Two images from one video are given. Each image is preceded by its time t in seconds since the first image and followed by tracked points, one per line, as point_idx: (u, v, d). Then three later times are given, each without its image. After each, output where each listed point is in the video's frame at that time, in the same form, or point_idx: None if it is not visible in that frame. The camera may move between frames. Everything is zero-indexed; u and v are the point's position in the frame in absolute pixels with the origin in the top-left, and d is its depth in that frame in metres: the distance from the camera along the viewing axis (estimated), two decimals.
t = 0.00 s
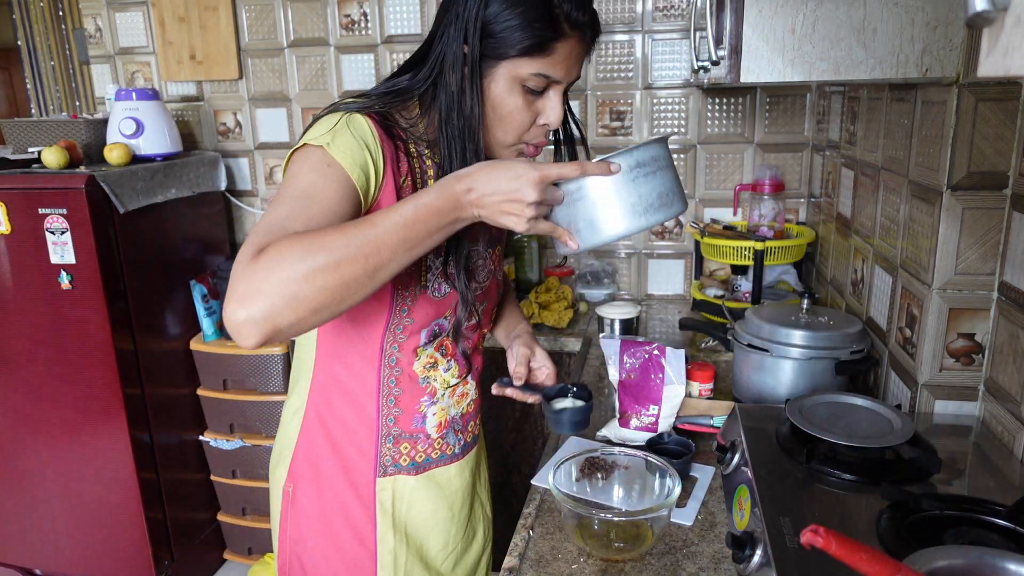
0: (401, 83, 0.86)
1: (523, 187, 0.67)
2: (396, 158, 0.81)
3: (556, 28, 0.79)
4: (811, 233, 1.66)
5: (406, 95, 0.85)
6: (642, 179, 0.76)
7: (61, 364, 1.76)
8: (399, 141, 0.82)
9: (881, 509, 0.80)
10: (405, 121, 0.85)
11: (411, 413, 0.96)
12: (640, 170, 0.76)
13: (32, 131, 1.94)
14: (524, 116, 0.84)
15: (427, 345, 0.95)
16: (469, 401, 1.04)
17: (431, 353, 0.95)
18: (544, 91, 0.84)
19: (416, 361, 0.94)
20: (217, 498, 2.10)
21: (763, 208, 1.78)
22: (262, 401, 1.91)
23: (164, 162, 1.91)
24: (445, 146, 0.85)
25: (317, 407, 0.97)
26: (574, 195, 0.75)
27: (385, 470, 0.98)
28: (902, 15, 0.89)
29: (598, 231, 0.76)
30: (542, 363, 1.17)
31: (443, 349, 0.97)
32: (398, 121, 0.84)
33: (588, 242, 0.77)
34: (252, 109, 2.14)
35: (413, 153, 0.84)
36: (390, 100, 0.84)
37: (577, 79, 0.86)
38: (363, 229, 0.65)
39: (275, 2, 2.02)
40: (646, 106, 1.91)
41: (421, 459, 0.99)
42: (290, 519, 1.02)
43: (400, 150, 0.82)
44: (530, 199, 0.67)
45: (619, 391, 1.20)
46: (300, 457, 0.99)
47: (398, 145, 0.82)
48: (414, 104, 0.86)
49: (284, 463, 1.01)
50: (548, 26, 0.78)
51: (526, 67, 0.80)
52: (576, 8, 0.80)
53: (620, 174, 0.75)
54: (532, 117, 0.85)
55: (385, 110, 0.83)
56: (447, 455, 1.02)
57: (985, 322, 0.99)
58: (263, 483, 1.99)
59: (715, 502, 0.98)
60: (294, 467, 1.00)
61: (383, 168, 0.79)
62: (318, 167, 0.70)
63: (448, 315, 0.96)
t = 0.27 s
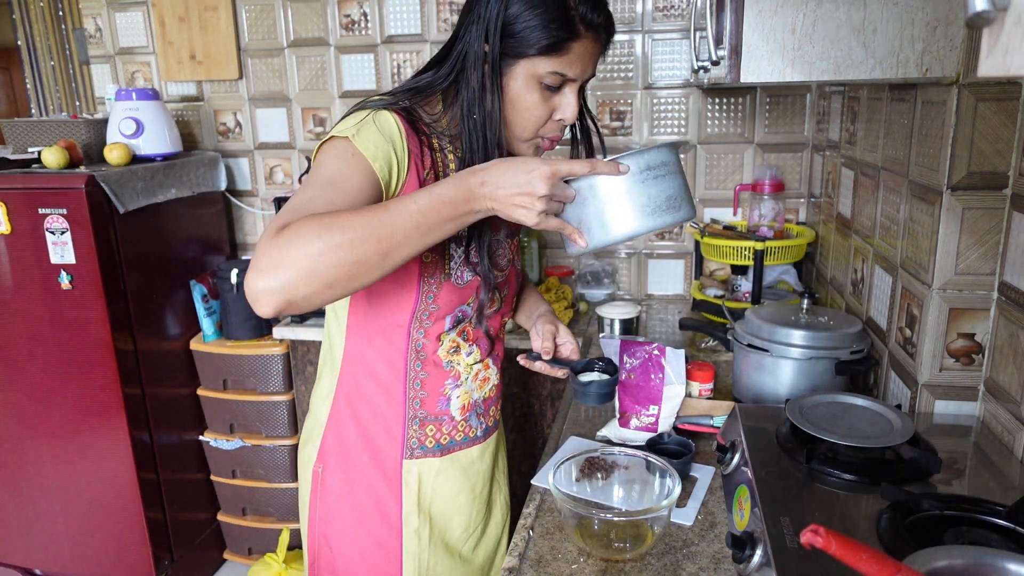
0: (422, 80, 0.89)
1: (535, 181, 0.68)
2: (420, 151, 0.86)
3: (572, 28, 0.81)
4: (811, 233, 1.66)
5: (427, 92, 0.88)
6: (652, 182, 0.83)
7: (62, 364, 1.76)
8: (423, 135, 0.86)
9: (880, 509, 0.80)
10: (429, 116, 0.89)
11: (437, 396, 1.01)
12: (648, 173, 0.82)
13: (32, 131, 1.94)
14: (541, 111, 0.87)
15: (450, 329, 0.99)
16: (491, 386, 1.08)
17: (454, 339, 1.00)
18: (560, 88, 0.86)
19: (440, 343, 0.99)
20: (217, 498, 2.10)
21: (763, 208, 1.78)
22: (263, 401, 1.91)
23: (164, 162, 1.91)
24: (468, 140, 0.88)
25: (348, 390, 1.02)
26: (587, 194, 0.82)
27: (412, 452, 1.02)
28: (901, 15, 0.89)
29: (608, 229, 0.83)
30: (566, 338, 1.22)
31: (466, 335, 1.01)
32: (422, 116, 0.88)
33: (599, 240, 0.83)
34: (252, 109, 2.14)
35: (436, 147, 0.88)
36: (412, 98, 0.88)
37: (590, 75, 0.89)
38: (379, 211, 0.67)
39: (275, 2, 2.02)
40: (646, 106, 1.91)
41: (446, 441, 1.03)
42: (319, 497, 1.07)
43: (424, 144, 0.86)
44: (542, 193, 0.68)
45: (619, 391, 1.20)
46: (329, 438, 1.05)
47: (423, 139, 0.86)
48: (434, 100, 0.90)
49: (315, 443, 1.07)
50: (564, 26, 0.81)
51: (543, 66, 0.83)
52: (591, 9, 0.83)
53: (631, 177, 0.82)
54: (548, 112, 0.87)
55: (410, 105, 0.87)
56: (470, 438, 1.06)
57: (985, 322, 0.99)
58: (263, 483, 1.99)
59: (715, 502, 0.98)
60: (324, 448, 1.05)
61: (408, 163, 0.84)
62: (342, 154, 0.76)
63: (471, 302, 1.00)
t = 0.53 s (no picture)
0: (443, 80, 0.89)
1: (523, 184, 0.68)
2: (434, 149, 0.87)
3: (594, 50, 0.82)
4: (811, 233, 1.66)
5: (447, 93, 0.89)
6: (632, 219, 0.77)
7: (61, 364, 1.76)
8: (441, 134, 0.88)
9: (880, 509, 0.80)
10: (449, 115, 0.90)
11: (442, 391, 1.01)
12: (630, 211, 0.76)
13: (32, 131, 1.94)
14: (555, 127, 0.87)
15: (461, 329, 1.00)
16: (498, 386, 1.08)
17: (463, 336, 1.00)
18: (576, 106, 0.86)
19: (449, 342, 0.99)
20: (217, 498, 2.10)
21: (763, 208, 1.78)
22: (263, 401, 1.91)
23: (164, 162, 1.91)
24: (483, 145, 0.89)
25: (354, 379, 1.00)
26: (561, 215, 0.75)
27: (414, 442, 1.02)
28: (901, 15, 0.89)
29: (573, 256, 0.76)
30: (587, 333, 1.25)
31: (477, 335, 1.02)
32: (442, 113, 0.89)
33: (562, 265, 0.77)
34: (252, 109, 2.14)
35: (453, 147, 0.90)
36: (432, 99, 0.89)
37: (609, 95, 0.89)
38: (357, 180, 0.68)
39: (275, 2, 2.02)
40: (646, 106, 1.91)
41: (449, 437, 1.04)
42: (323, 483, 1.06)
43: (440, 143, 0.88)
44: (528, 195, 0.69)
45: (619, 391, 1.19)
46: (337, 425, 1.03)
47: (440, 138, 0.88)
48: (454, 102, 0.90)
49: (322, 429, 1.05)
50: (586, 47, 0.81)
51: (562, 83, 0.83)
52: (613, 30, 0.83)
53: (612, 208, 0.75)
54: (563, 129, 0.87)
55: (431, 102, 0.88)
56: (474, 435, 1.06)
57: (986, 322, 0.99)
58: (263, 483, 1.99)
59: (715, 502, 0.98)
60: (331, 434, 1.03)
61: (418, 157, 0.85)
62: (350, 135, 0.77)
63: (482, 300, 1.00)
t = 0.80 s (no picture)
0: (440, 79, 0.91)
1: (490, 183, 0.69)
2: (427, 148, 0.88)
3: (584, 43, 0.81)
4: (811, 233, 1.66)
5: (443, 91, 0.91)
6: (607, 224, 0.74)
7: (61, 365, 1.76)
8: (435, 134, 0.89)
9: (880, 509, 0.80)
10: (444, 115, 0.91)
11: (443, 391, 1.01)
12: (603, 216, 0.74)
13: (32, 131, 1.94)
14: (547, 123, 0.86)
15: (460, 329, 1.00)
16: (501, 387, 1.08)
17: (462, 336, 1.00)
18: (568, 104, 0.85)
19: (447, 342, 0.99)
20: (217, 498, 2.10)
21: (763, 208, 1.78)
22: (263, 401, 1.91)
23: (164, 162, 1.91)
24: (477, 143, 0.89)
25: (356, 379, 1.02)
26: (533, 217, 0.74)
27: (416, 443, 1.02)
28: (901, 15, 0.89)
29: (545, 258, 0.74)
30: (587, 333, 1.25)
31: (475, 336, 1.02)
32: (435, 113, 0.90)
33: (534, 267, 0.75)
34: (252, 109, 2.14)
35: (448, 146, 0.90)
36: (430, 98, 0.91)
37: (604, 93, 0.87)
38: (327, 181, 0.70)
39: (275, 2, 2.02)
40: (646, 106, 1.91)
41: (451, 437, 1.04)
42: (326, 482, 1.06)
43: (436, 143, 0.89)
44: (494, 193, 0.70)
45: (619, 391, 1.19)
46: (340, 424, 1.04)
47: (434, 138, 0.89)
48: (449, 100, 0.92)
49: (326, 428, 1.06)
50: (576, 40, 0.80)
51: (553, 78, 0.82)
52: (605, 24, 0.82)
53: (584, 212, 0.73)
54: (555, 126, 0.86)
55: (425, 104, 0.90)
56: (477, 436, 1.06)
57: (986, 322, 0.99)
58: (263, 483, 1.99)
59: (716, 502, 0.98)
60: (333, 433, 1.04)
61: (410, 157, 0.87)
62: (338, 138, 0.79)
63: (480, 301, 1.00)
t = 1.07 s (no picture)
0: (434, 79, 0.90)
1: (491, 294, 0.63)
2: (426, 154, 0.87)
3: (581, 39, 0.81)
4: (811, 234, 1.66)
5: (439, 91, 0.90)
6: (604, 350, 0.69)
7: (61, 365, 1.76)
8: (432, 136, 0.89)
9: (881, 509, 0.80)
10: (438, 114, 0.91)
11: (447, 393, 1.01)
12: (604, 343, 0.69)
13: (32, 131, 1.94)
14: (542, 116, 0.87)
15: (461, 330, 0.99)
16: (504, 388, 1.07)
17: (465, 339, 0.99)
18: (563, 96, 0.86)
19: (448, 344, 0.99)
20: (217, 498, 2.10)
21: (763, 208, 1.78)
22: (263, 401, 1.91)
23: (164, 162, 1.91)
24: (475, 138, 0.88)
25: (360, 384, 1.02)
26: (530, 332, 0.68)
27: (420, 447, 1.02)
28: (901, 15, 0.89)
29: (535, 375, 0.69)
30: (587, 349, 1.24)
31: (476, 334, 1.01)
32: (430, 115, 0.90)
33: (522, 382, 0.70)
34: (252, 109, 2.14)
35: (444, 146, 0.90)
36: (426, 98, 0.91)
37: (599, 86, 0.88)
38: (343, 266, 0.66)
39: (275, 2, 2.03)
40: (646, 106, 1.91)
41: (455, 440, 1.03)
42: (328, 487, 1.07)
43: (433, 146, 0.89)
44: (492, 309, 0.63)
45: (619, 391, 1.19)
46: (342, 429, 1.04)
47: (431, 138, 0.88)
48: (446, 100, 0.92)
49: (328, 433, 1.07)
50: (572, 34, 0.81)
51: (550, 71, 0.83)
52: (601, 19, 0.82)
53: (584, 335, 0.68)
54: (549, 119, 0.88)
55: (421, 104, 0.90)
56: (481, 436, 1.05)
57: (985, 322, 0.99)
58: (263, 483, 1.99)
59: (716, 502, 0.98)
60: (335, 438, 1.05)
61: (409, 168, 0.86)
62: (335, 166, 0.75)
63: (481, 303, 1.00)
